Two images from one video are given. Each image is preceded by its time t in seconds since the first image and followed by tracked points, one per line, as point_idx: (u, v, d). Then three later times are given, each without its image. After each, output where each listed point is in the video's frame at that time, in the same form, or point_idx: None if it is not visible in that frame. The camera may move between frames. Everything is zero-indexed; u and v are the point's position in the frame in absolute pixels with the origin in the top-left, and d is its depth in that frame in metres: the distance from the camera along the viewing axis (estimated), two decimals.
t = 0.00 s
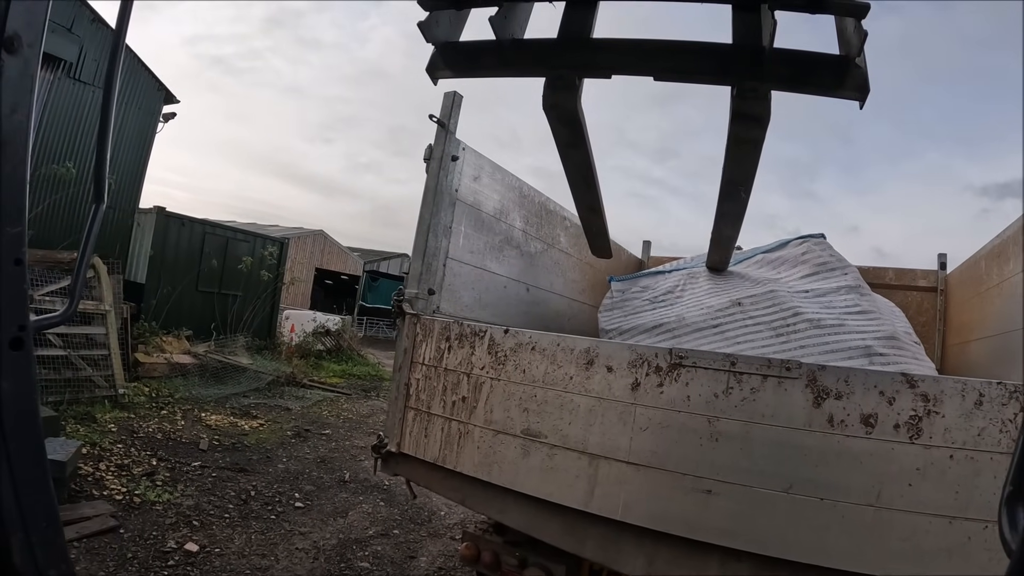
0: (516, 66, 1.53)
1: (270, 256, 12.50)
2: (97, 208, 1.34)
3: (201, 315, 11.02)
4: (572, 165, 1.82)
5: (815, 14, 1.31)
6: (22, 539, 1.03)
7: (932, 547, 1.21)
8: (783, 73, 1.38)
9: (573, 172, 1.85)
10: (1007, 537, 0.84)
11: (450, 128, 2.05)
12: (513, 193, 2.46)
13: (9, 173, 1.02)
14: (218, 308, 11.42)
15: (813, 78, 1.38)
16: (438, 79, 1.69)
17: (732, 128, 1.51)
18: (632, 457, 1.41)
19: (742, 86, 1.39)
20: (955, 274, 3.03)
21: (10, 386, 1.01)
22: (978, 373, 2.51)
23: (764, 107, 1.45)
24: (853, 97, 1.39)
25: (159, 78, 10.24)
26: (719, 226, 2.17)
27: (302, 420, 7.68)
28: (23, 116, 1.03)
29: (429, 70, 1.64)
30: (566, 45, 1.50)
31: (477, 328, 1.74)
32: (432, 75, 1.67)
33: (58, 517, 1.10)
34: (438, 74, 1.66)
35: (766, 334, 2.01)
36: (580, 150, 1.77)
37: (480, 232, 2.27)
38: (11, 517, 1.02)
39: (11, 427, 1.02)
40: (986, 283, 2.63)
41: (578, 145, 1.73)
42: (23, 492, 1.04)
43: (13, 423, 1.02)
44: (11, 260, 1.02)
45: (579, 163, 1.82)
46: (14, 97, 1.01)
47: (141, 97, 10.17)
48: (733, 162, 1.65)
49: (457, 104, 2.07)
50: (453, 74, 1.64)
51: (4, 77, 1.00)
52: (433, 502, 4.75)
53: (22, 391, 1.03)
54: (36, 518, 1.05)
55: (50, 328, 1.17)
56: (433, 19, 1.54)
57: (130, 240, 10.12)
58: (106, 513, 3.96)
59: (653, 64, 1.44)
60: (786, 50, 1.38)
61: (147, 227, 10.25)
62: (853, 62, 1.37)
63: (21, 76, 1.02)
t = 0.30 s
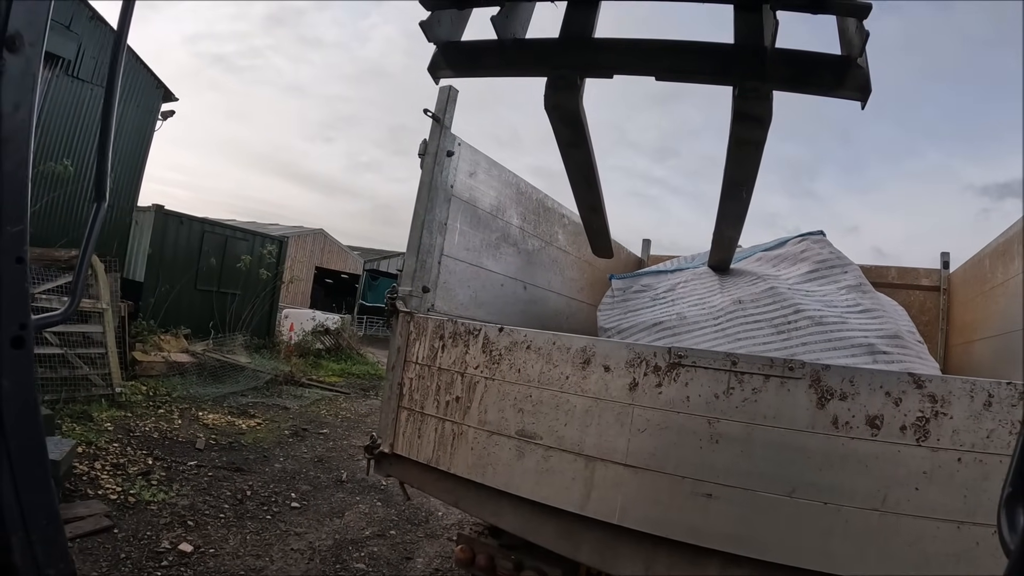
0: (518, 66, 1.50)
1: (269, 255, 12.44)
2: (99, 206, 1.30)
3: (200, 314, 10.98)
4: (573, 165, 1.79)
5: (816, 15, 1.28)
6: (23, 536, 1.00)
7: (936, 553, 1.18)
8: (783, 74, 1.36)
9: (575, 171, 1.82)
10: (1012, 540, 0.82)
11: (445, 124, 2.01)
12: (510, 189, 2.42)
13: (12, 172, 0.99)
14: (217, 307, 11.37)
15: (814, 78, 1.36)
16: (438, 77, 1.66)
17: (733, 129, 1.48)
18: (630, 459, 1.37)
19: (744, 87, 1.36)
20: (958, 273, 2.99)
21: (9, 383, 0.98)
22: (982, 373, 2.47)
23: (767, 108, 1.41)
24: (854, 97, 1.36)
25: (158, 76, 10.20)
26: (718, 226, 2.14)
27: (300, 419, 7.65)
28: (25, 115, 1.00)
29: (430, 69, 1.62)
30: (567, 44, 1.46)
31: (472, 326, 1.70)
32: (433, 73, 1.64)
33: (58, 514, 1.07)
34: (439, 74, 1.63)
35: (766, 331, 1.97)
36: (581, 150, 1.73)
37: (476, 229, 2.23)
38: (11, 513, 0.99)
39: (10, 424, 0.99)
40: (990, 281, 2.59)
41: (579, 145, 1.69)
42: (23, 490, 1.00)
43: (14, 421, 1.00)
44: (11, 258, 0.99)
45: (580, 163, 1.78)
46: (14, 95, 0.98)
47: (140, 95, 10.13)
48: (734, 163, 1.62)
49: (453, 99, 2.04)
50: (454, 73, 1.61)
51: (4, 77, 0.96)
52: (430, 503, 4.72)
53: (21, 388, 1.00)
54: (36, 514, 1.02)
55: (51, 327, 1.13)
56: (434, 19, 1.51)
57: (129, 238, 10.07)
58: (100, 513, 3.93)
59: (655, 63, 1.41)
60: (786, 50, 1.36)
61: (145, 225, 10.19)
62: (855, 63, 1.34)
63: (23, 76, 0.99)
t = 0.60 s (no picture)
0: (522, 68, 1.50)
1: (269, 253, 12.44)
2: (115, 206, 1.29)
3: (200, 312, 10.98)
4: (575, 165, 1.79)
5: (816, 18, 1.28)
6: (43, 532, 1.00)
7: (937, 552, 1.19)
8: (784, 76, 1.36)
9: (577, 171, 1.82)
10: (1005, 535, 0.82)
11: (447, 123, 2.01)
12: (511, 188, 2.43)
13: (35, 175, 0.99)
14: (218, 306, 11.37)
15: (813, 80, 1.36)
16: (441, 77, 1.65)
17: (734, 130, 1.48)
18: (632, 458, 1.37)
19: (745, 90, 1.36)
20: (960, 273, 3.00)
21: (30, 380, 0.99)
22: (983, 372, 2.47)
23: (767, 110, 1.42)
24: (854, 100, 1.36)
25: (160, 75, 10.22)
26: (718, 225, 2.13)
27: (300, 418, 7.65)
28: (46, 120, 1.00)
29: (434, 71, 1.61)
30: (570, 47, 1.47)
31: (473, 325, 1.71)
32: (436, 74, 1.64)
33: (77, 509, 1.07)
34: (442, 74, 1.63)
35: (767, 331, 1.97)
36: (583, 150, 1.73)
37: (477, 228, 2.23)
38: (31, 507, 0.99)
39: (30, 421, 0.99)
40: (991, 281, 2.60)
41: (582, 144, 1.69)
42: (43, 485, 1.01)
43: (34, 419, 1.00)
44: (34, 259, 1.00)
45: (581, 163, 1.78)
46: (37, 100, 0.98)
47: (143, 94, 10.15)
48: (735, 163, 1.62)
49: (455, 98, 2.04)
50: (459, 74, 1.61)
51: (26, 82, 0.96)
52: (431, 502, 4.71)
53: (44, 386, 1.01)
54: (56, 510, 1.03)
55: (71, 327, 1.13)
56: (439, 20, 1.51)
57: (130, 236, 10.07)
58: (101, 511, 3.93)
59: (657, 65, 1.41)
60: (785, 53, 1.36)
61: (146, 223, 10.20)
62: (854, 65, 1.34)
63: (45, 82, 0.99)
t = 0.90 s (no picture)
0: (522, 63, 1.49)
1: (269, 252, 12.43)
2: (112, 205, 1.28)
3: (200, 311, 10.97)
4: (574, 161, 1.79)
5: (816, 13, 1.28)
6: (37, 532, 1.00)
7: (937, 552, 1.19)
8: (784, 71, 1.35)
9: (577, 167, 1.82)
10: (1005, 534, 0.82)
11: (448, 121, 2.01)
12: (512, 186, 2.42)
13: (30, 174, 0.98)
14: (218, 304, 11.37)
15: (812, 76, 1.36)
16: (440, 73, 1.65)
17: (734, 126, 1.48)
18: (632, 457, 1.37)
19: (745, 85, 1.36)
20: (960, 274, 3.00)
21: (24, 379, 0.98)
22: (984, 372, 2.47)
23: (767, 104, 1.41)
24: (854, 95, 1.36)
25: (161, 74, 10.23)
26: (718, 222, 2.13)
27: (300, 416, 7.65)
28: (41, 119, 0.99)
29: (434, 65, 1.61)
30: (570, 41, 1.46)
31: (474, 324, 1.71)
32: (436, 69, 1.63)
33: (73, 508, 1.07)
34: (443, 69, 1.63)
35: (767, 331, 1.97)
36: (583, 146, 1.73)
37: (478, 227, 2.23)
38: (26, 507, 0.99)
39: (27, 419, 0.99)
40: (991, 282, 2.60)
41: (581, 140, 1.68)
42: (39, 484, 1.01)
43: (30, 418, 1.00)
44: (29, 257, 0.99)
45: (581, 158, 1.78)
46: (32, 98, 0.97)
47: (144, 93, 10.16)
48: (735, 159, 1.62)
49: (455, 97, 2.04)
50: (459, 69, 1.61)
51: (22, 79, 0.96)
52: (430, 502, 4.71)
53: (41, 385, 1.01)
54: (50, 509, 1.02)
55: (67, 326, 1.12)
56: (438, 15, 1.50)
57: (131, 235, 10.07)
58: (100, 510, 3.93)
59: (656, 60, 1.40)
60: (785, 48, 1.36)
61: (146, 222, 10.19)
62: (854, 60, 1.34)
63: (42, 80, 0.99)
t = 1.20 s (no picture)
0: (521, 52, 1.48)
1: (269, 251, 12.42)
2: (109, 203, 1.27)
3: (200, 310, 10.96)
4: (574, 151, 1.78)
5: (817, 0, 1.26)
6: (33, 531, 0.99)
7: (937, 554, 1.18)
8: (785, 58, 1.34)
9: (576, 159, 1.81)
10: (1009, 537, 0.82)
11: (448, 119, 2.01)
12: (512, 183, 2.42)
13: (26, 170, 0.98)
14: (217, 303, 11.35)
15: (812, 64, 1.35)
16: (440, 62, 1.64)
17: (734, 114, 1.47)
18: (632, 459, 1.36)
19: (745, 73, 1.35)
20: (960, 274, 3.00)
21: (20, 377, 0.98)
22: (984, 373, 2.46)
23: (767, 93, 1.40)
24: (854, 83, 1.35)
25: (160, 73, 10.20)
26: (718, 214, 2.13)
27: (299, 415, 7.64)
28: (37, 115, 0.98)
29: (432, 54, 1.60)
30: (569, 29, 1.45)
31: (473, 323, 1.70)
32: (436, 57, 1.62)
33: (69, 507, 1.06)
34: (442, 57, 1.61)
35: (768, 333, 1.97)
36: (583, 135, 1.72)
37: (477, 225, 2.22)
38: (22, 505, 0.98)
39: (23, 417, 0.98)
40: (992, 282, 2.59)
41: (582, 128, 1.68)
42: (34, 482, 1.00)
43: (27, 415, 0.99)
44: (25, 255, 0.99)
45: (581, 148, 1.77)
46: (28, 94, 0.97)
47: (144, 92, 10.12)
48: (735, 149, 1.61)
49: (455, 94, 2.04)
50: (458, 58, 1.60)
51: (18, 75, 0.96)
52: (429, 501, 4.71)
53: (38, 383, 1.01)
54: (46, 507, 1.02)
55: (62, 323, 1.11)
56: (437, 3, 1.49)
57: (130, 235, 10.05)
58: (100, 509, 3.92)
59: (656, 47, 1.39)
60: (786, 35, 1.34)
61: (146, 221, 10.17)
62: (854, 49, 1.33)
63: (38, 75, 0.98)
